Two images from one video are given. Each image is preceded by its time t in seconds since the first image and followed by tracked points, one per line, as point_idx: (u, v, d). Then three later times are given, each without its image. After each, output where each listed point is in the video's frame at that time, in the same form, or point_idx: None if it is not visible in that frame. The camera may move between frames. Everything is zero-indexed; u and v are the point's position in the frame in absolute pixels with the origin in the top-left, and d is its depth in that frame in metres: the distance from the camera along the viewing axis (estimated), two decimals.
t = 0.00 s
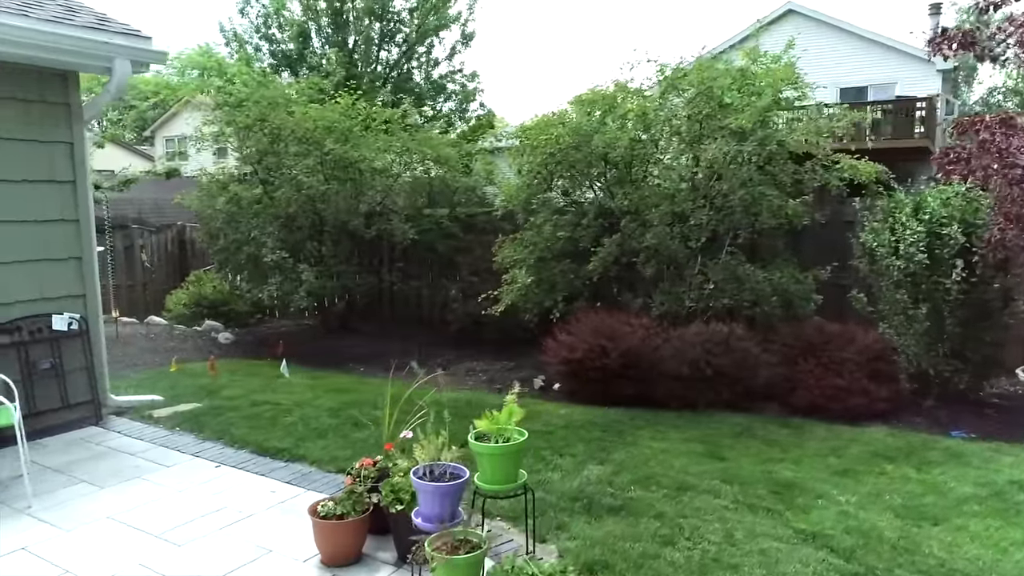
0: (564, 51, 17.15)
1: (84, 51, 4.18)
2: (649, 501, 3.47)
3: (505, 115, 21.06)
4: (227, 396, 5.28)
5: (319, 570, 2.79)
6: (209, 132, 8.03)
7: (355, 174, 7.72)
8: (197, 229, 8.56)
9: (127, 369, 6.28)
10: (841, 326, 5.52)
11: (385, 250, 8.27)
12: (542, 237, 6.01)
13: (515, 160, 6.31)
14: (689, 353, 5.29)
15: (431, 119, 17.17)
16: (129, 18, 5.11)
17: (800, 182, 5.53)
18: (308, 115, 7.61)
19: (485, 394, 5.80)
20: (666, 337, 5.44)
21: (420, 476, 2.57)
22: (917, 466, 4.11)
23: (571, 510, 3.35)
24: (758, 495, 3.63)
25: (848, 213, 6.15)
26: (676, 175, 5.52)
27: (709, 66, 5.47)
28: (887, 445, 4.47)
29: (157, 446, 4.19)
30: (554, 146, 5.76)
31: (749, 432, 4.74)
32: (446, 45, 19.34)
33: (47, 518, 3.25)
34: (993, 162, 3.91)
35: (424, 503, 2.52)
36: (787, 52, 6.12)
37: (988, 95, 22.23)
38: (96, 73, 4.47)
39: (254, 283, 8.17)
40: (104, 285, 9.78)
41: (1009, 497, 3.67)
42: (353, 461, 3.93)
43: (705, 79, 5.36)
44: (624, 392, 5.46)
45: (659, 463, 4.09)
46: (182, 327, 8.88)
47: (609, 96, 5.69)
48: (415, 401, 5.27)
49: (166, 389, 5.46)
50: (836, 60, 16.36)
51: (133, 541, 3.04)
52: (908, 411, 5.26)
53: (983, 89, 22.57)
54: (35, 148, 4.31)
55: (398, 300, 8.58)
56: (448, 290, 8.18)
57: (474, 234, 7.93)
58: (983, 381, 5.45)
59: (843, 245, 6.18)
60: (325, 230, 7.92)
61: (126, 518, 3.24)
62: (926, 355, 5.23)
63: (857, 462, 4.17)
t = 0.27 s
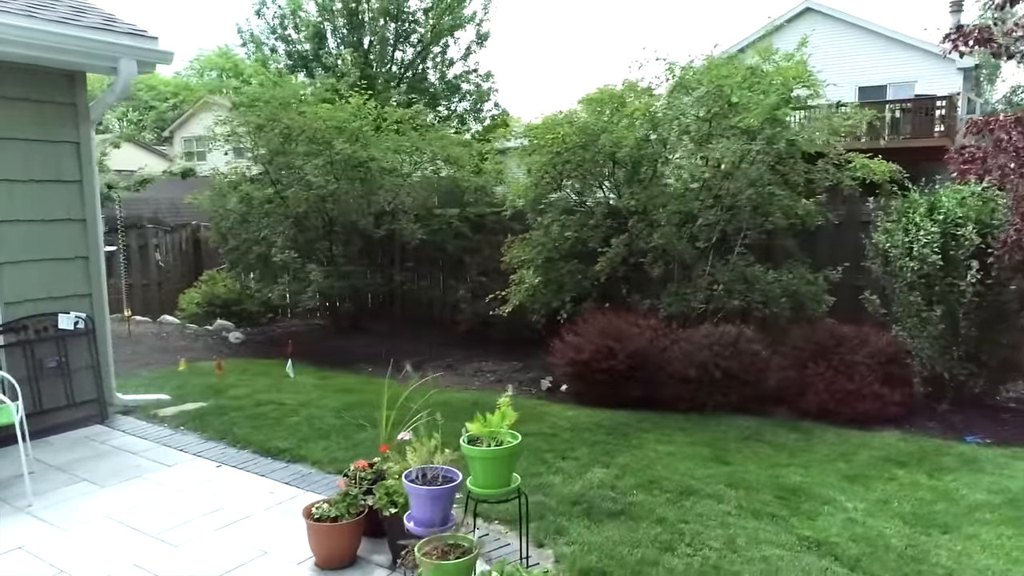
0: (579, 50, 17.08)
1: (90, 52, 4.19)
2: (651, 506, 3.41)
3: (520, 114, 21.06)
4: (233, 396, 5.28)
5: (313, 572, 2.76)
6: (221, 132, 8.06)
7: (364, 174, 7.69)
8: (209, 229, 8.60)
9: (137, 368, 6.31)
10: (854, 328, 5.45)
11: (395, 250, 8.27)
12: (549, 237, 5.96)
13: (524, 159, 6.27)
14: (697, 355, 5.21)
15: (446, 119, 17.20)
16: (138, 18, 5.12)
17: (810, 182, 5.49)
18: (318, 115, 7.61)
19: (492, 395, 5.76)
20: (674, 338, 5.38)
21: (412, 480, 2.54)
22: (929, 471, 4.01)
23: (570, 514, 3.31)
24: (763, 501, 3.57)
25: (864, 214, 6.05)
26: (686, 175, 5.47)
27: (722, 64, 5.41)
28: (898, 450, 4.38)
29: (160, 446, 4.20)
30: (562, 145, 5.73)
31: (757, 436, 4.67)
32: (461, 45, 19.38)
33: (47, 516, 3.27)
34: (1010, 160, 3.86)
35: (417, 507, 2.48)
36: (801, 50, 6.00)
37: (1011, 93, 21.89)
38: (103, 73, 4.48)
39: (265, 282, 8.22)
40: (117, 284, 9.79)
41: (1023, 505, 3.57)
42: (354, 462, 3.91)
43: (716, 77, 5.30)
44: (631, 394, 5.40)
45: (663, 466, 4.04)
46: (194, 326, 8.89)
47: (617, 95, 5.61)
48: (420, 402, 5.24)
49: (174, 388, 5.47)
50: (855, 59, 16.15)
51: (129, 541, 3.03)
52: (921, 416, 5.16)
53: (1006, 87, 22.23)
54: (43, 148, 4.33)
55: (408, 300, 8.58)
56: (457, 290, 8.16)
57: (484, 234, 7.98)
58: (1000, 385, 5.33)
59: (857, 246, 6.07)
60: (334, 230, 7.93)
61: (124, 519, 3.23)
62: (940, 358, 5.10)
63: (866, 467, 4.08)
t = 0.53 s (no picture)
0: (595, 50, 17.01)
1: (97, 53, 4.23)
2: (652, 510, 3.37)
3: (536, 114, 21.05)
4: (241, 395, 5.30)
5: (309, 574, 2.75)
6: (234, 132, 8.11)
7: (375, 174, 7.70)
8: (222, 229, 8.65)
9: (148, 367, 6.36)
10: (867, 330, 5.39)
11: (407, 250, 8.29)
12: (557, 237, 5.92)
13: (532, 159, 6.24)
14: (706, 357, 5.14)
15: (461, 119, 17.23)
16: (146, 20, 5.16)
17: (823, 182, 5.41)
18: (329, 115, 7.62)
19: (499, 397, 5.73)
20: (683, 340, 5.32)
21: (405, 484, 2.51)
22: (940, 478, 3.93)
23: (570, 518, 3.27)
24: (768, 507, 3.51)
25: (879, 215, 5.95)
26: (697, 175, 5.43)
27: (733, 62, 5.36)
28: (910, 456, 4.29)
29: (165, 444, 4.22)
30: (571, 145, 5.69)
31: (765, 439, 4.60)
32: (476, 45, 19.43)
33: (49, 514, 3.29)
34: None
35: (410, 511, 2.46)
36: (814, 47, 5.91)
37: None
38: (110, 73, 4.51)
39: (276, 282, 8.24)
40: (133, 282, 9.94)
41: None
42: (355, 463, 3.90)
43: (726, 76, 5.24)
44: (640, 396, 5.34)
45: (668, 470, 3.99)
46: (208, 325, 8.94)
47: (627, 95, 5.59)
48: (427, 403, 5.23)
49: (183, 387, 5.50)
50: (874, 57, 15.92)
51: (128, 540, 3.04)
52: (935, 420, 5.06)
53: None
54: (51, 149, 4.37)
55: (419, 300, 8.58)
56: (468, 290, 8.14)
57: (494, 234, 7.98)
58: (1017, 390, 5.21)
59: (872, 246, 5.96)
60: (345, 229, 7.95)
61: (125, 518, 3.24)
62: (955, 362, 4.98)
63: (876, 473, 4.01)
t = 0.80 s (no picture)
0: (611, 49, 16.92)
1: (105, 54, 4.25)
2: (654, 515, 3.32)
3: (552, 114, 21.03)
4: (248, 394, 5.31)
5: None
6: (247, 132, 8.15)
7: (386, 174, 7.71)
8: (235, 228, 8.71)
9: (159, 366, 6.40)
10: (881, 332, 5.31)
11: (418, 250, 8.29)
12: (565, 237, 5.88)
13: (542, 158, 6.20)
14: (715, 359, 5.07)
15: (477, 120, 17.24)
16: (155, 21, 5.18)
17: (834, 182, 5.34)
18: (340, 115, 7.62)
19: (507, 398, 5.70)
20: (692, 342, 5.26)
21: (398, 486, 2.50)
22: (953, 484, 3.84)
23: (570, 522, 3.23)
24: (773, 512, 3.45)
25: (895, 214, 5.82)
26: (705, 180, 5.44)
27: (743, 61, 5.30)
28: (921, 461, 4.20)
29: (170, 444, 4.24)
30: (579, 145, 5.64)
31: (774, 443, 4.53)
32: (493, 45, 19.46)
33: (51, 513, 3.31)
34: None
35: (401, 514, 2.44)
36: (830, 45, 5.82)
37: None
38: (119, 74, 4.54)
39: (288, 281, 8.29)
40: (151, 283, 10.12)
41: None
42: (357, 464, 3.88)
43: (736, 76, 5.16)
44: (648, 398, 5.28)
45: (672, 473, 3.93)
46: (222, 324, 8.98)
47: (637, 94, 5.54)
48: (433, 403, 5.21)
49: (192, 386, 5.53)
50: (895, 56, 15.69)
51: (127, 540, 3.05)
52: (950, 425, 4.96)
53: None
54: (59, 149, 4.40)
55: (431, 300, 8.57)
56: (479, 291, 8.12)
57: (505, 235, 7.94)
58: None
59: (885, 247, 5.88)
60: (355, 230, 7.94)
61: (125, 518, 3.26)
62: (971, 365, 4.89)
63: (886, 478, 3.93)
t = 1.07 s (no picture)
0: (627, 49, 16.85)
1: (113, 56, 4.28)
2: (654, 519, 3.28)
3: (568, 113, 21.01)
4: (256, 394, 5.33)
5: None
6: (260, 132, 8.19)
7: (396, 174, 7.72)
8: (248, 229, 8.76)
9: (170, 365, 6.45)
10: (893, 335, 5.22)
11: (428, 251, 8.31)
12: (572, 238, 5.84)
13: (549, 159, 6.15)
14: (723, 362, 5.02)
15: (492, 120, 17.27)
16: (164, 24, 5.23)
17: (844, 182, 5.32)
18: (349, 116, 7.63)
19: (513, 400, 5.68)
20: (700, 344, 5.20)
21: (388, 489, 2.48)
22: (963, 491, 3.76)
23: (567, 526, 3.20)
24: (776, 518, 3.39)
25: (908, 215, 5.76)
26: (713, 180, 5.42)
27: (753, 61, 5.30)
28: (932, 467, 4.12)
29: (174, 443, 4.27)
30: (586, 144, 5.59)
31: (781, 447, 4.46)
32: (508, 45, 19.50)
33: (53, 511, 3.33)
34: None
35: (391, 517, 2.42)
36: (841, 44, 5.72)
37: None
38: (127, 76, 4.57)
39: (299, 280, 8.34)
40: (168, 282, 10.23)
41: None
42: (358, 465, 3.88)
43: (746, 75, 5.19)
44: (654, 400, 5.23)
45: (675, 477, 3.89)
46: (236, 324, 9.03)
47: (645, 92, 5.45)
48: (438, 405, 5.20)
49: (200, 385, 5.56)
50: (915, 54, 15.46)
51: (125, 539, 3.07)
52: (963, 430, 4.86)
53: None
54: (68, 150, 4.44)
55: (441, 300, 8.58)
56: (489, 291, 8.12)
57: (515, 235, 7.95)
58: None
59: (897, 248, 5.82)
60: (366, 230, 7.92)
61: (125, 517, 3.27)
62: (985, 370, 4.78)
63: (894, 485, 3.85)
